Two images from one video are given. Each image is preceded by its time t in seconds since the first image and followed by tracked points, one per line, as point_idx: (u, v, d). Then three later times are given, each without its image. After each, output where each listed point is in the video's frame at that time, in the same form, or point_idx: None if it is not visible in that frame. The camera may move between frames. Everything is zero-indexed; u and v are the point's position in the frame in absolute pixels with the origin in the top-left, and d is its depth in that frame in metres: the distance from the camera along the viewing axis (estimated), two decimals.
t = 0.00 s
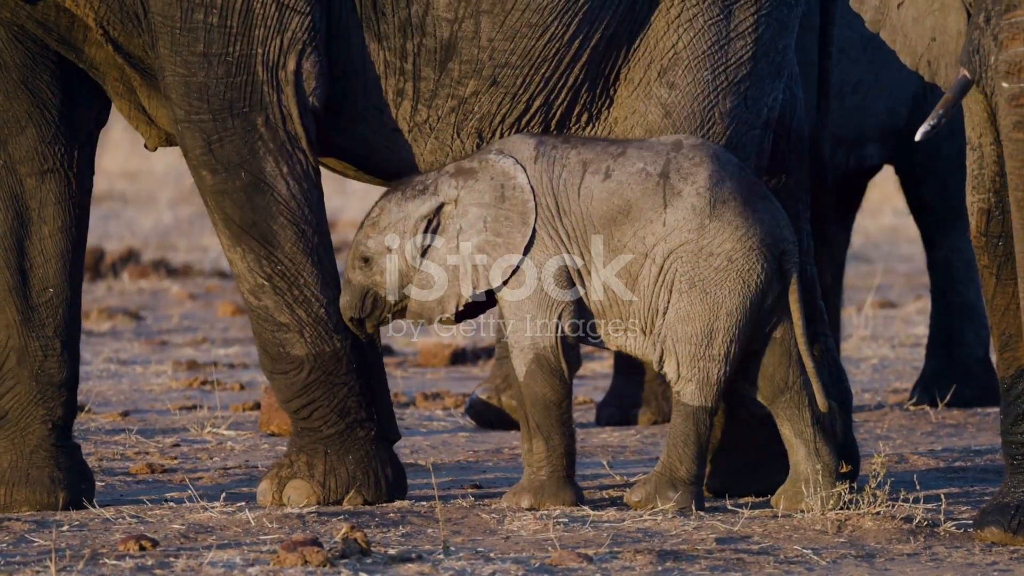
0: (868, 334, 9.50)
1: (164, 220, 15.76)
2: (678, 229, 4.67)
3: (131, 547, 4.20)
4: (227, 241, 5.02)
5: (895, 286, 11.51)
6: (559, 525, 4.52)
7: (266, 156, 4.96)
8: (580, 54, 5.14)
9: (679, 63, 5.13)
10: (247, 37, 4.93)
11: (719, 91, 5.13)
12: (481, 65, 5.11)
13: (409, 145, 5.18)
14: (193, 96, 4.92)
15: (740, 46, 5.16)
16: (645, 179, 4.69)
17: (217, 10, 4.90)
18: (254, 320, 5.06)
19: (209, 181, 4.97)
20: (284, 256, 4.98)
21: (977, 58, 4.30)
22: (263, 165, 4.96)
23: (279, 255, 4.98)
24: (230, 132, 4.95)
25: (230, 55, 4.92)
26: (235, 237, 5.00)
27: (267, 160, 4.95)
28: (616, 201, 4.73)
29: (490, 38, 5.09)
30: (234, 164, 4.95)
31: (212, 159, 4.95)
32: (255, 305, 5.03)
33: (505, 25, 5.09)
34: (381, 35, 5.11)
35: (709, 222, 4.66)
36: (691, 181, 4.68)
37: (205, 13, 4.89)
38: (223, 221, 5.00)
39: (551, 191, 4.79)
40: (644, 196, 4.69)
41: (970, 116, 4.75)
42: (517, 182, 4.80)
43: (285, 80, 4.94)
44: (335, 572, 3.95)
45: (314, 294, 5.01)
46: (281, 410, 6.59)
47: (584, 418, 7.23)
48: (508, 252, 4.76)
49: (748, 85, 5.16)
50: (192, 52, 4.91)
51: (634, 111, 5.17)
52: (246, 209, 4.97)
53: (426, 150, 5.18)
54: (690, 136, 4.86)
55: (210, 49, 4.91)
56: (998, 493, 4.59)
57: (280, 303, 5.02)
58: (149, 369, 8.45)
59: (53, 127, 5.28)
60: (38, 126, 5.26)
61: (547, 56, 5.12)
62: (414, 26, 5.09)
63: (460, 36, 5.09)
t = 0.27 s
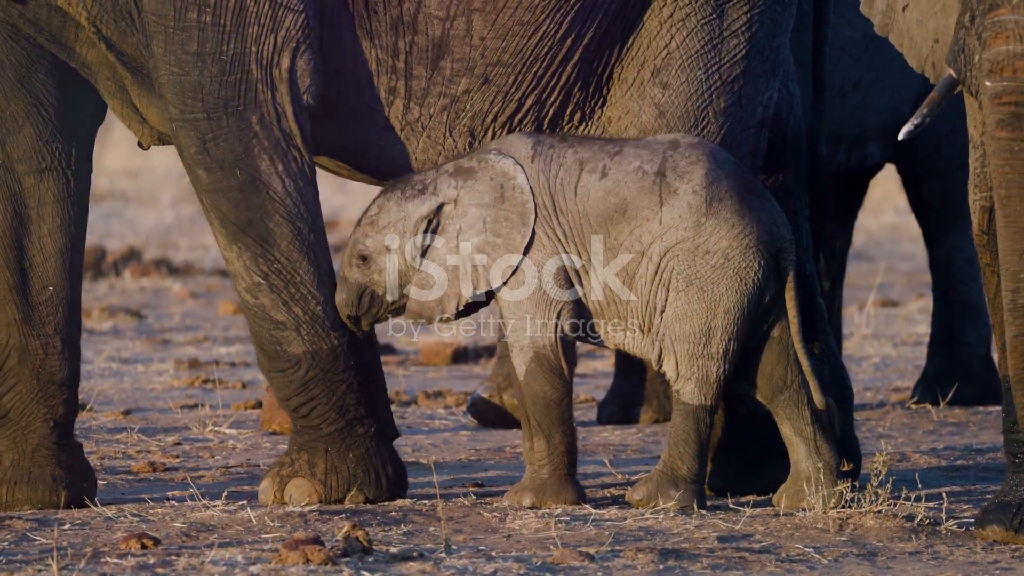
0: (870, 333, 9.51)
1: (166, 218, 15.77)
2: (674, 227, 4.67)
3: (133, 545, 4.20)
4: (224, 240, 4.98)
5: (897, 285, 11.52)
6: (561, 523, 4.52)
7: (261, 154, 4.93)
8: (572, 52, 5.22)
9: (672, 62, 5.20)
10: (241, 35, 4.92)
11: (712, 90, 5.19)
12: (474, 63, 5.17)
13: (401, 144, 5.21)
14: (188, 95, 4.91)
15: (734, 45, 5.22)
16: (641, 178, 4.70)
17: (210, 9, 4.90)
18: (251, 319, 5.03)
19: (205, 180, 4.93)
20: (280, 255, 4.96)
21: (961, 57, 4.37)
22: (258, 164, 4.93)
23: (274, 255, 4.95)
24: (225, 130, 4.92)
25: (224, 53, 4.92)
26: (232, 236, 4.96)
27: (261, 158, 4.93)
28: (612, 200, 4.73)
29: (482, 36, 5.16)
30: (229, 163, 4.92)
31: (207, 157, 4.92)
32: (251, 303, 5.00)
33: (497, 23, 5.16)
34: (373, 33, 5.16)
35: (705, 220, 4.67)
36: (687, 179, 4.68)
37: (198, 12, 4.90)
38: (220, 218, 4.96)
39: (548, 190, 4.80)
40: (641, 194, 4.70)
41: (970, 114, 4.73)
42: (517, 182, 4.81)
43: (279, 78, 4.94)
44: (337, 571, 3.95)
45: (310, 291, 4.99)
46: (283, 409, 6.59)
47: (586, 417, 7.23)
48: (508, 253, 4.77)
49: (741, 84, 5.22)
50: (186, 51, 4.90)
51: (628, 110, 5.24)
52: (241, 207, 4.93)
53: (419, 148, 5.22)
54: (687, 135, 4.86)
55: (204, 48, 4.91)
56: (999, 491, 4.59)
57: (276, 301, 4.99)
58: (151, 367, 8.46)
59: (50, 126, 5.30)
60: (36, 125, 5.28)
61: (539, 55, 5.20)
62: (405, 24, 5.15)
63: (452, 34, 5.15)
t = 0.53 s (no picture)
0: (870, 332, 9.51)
1: (166, 217, 15.78)
2: (667, 224, 4.66)
3: (133, 544, 4.21)
4: (219, 238, 4.97)
5: (897, 283, 11.52)
6: (561, 522, 4.52)
7: (256, 152, 4.91)
8: (564, 49, 5.24)
9: (665, 61, 5.22)
10: (236, 33, 4.91)
11: (705, 89, 5.22)
12: (467, 60, 5.18)
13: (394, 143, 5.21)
14: (182, 93, 4.89)
15: (727, 43, 5.25)
16: (635, 175, 4.70)
17: (204, 6, 4.88)
18: (246, 317, 5.02)
19: (200, 178, 4.92)
20: (275, 252, 4.94)
21: (945, 60, 4.45)
22: (253, 162, 4.92)
23: (269, 253, 4.94)
24: (219, 128, 4.91)
25: (219, 51, 4.90)
26: (227, 233, 4.95)
27: (256, 156, 4.91)
28: (606, 196, 4.73)
29: (475, 33, 5.17)
30: (224, 162, 4.91)
31: (202, 155, 4.91)
32: (246, 301, 4.99)
33: (490, 20, 5.17)
34: (365, 31, 5.15)
35: (698, 218, 4.66)
36: (681, 176, 4.68)
37: (193, 10, 4.88)
38: (215, 217, 4.95)
39: (543, 190, 4.81)
40: (634, 191, 4.69)
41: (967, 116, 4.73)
42: (516, 182, 4.81)
43: (274, 75, 4.94)
44: (337, 569, 3.95)
45: (306, 290, 4.98)
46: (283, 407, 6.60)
47: (586, 415, 7.24)
48: (507, 252, 4.77)
49: (734, 83, 5.26)
50: (180, 49, 4.89)
51: (622, 109, 5.27)
52: (236, 205, 4.92)
53: (412, 145, 5.21)
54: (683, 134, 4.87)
55: (198, 46, 4.89)
56: (1000, 490, 4.59)
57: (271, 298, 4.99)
58: (151, 365, 8.46)
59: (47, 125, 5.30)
60: (32, 124, 5.27)
61: (532, 52, 5.21)
62: (398, 21, 5.14)
63: (445, 32, 5.15)
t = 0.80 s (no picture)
0: (868, 331, 9.51)
1: (164, 216, 15.77)
2: (660, 224, 4.65)
3: (131, 543, 4.20)
4: (213, 237, 4.99)
5: (895, 283, 11.52)
6: (560, 521, 4.52)
7: (250, 150, 4.94)
8: (556, 49, 5.15)
9: (658, 61, 5.14)
10: (229, 32, 4.92)
11: (699, 89, 5.14)
12: (458, 59, 5.12)
13: (386, 143, 5.18)
14: (176, 92, 4.91)
15: (720, 43, 5.18)
16: (629, 175, 4.69)
17: (198, 5, 4.89)
18: (241, 316, 5.03)
19: (195, 178, 4.94)
20: (270, 250, 4.96)
21: (925, 59, 4.53)
22: (248, 160, 4.94)
23: (263, 253, 4.95)
24: (213, 128, 4.92)
25: (213, 50, 4.91)
26: (221, 231, 4.97)
27: (250, 155, 4.93)
28: (600, 196, 4.72)
29: (467, 32, 5.10)
30: (219, 161, 4.93)
31: (196, 154, 4.92)
32: (242, 300, 5.00)
33: (482, 19, 5.10)
34: (357, 29, 5.13)
35: (691, 217, 4.65)
36: (673, 175, 4.66)
37: (186, 9, 4.89)
38: (209, 217, 4.97)
39: (539, 190, 4.80)
40: (628, 191, 4.68)
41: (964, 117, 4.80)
42: (515, 182, 4.80)
43: (267, 74, 4.94)
44: (336, 569, 3.95)
45: (301, 288, 4.99)
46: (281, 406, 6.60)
47: (585, 415, 7.24)
48: (507, 252, 4.77)
49: (728, 83, 5.18)
50: (174, 48, 4.90)
51: (615, 110, 5.18)
52: (231, 204, 4.94)
53: (405, 145, 5.18)
54: (678, 132, 4.84)
55: (191, 45, 4.90)
56: (998, 489, 4.59)
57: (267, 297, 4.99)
58: (149, 365, 8.46)
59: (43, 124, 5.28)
60: (27, 123, 5.25)
61: (524, 52, 5.13)
62: (390, 21, 5.11)
63: (436, 31, 5.10)
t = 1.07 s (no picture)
0: (867, 331, 9.52)
1: (163, 216, 15.78)
2: (655, 224, 4.66)
3: (130, 544, 4.20)
4: (210, 237, 4.98)
5: (894, 284, 11.53)
6: (558, 521, 4.52)
7: (245, 151, 4.93)
8: (550, 50, 5.15)
9: (652, 63, 5.14)
10: (224, 32, 4.90)
11: (693, 89, 5.14)
12: (452, 60, 5.12)
13: (380, 143, 5.18)
14: (171, 92, 4.89)
15: (714, 44, 5.18)
16: (626, 176, 4.69)
17: (192, 6, 4.87)
18: (238, 318, 5.01)
19: (190, 178, 4.93)
20: (266, 251, 4.95)
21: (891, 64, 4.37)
22: (243, 160, 4.93)
23: (259, 253, 4.95)
24: (209, 128, 4.91)
25: (207, 50, 4.90)
26: (217, 232, 4.96)
27: (246, 155, 4.93)
28: (596, 197, 4.72)
29: (460, 33, 5.10)
30: (215, 163, 4.92)
31: (191, 155, 4.92)
32: (238, 301, 4.99)
33: (475, 20, 5.09)
34: (350, 30, 5.12)
35: (686, 217, 4.66)
36: (670, 176, 4.67)
37: (181, 9, 4.87)
38: (204, 216, 4.96)
39: (534, 190, 4.79)
40: (624, 192, 4.69)
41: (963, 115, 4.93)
42: (511, 181, 4.80)
43: (262, 74, 4.94)
44: (335, 569, 3.95)
45: (297, 289, 4.98)
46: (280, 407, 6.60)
47: (583, 415, 7.24)
48: (503, 252, 4.78)
49: (722, 84, 5.18)
50: (169, 49, 4.88)
51: (610, 112, 5.17)
52: (227, 205, 4.93)
53: (398, 146, 5.18)
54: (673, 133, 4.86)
55: (186, 45, 4.88)
56: (997, 489, 4.59)
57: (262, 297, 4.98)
58: (148, 365, 8.45)
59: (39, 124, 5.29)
60: (24, 123, 5.27)
61: (518, 52, 5.13)
62: (383, 21, 5.10)
63: (430, 31, 5.10)
